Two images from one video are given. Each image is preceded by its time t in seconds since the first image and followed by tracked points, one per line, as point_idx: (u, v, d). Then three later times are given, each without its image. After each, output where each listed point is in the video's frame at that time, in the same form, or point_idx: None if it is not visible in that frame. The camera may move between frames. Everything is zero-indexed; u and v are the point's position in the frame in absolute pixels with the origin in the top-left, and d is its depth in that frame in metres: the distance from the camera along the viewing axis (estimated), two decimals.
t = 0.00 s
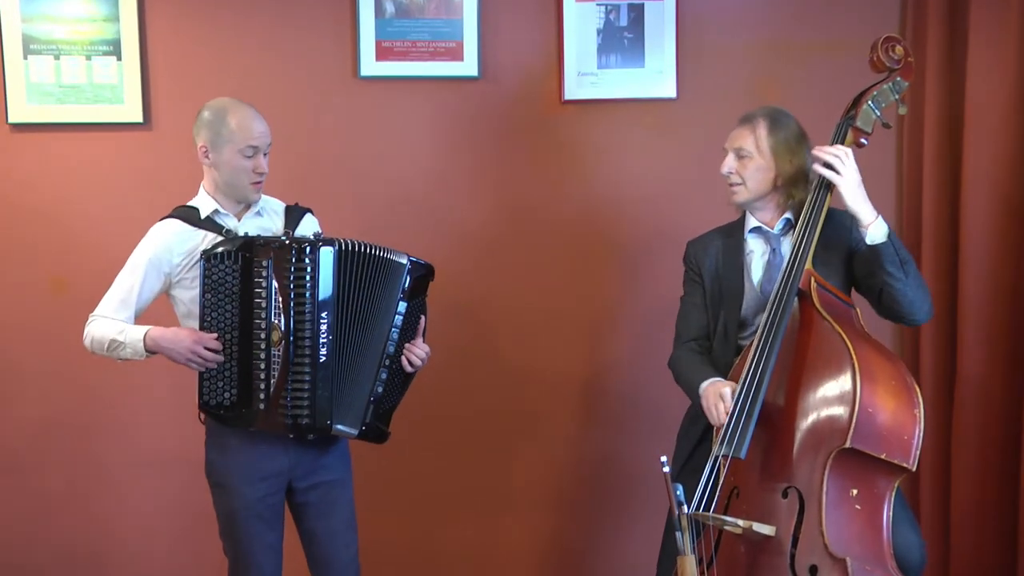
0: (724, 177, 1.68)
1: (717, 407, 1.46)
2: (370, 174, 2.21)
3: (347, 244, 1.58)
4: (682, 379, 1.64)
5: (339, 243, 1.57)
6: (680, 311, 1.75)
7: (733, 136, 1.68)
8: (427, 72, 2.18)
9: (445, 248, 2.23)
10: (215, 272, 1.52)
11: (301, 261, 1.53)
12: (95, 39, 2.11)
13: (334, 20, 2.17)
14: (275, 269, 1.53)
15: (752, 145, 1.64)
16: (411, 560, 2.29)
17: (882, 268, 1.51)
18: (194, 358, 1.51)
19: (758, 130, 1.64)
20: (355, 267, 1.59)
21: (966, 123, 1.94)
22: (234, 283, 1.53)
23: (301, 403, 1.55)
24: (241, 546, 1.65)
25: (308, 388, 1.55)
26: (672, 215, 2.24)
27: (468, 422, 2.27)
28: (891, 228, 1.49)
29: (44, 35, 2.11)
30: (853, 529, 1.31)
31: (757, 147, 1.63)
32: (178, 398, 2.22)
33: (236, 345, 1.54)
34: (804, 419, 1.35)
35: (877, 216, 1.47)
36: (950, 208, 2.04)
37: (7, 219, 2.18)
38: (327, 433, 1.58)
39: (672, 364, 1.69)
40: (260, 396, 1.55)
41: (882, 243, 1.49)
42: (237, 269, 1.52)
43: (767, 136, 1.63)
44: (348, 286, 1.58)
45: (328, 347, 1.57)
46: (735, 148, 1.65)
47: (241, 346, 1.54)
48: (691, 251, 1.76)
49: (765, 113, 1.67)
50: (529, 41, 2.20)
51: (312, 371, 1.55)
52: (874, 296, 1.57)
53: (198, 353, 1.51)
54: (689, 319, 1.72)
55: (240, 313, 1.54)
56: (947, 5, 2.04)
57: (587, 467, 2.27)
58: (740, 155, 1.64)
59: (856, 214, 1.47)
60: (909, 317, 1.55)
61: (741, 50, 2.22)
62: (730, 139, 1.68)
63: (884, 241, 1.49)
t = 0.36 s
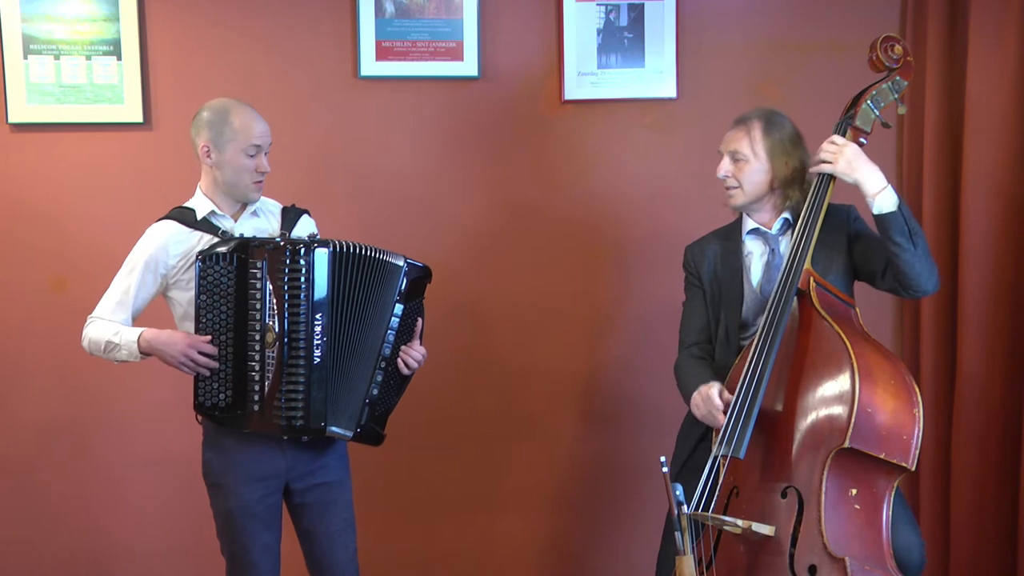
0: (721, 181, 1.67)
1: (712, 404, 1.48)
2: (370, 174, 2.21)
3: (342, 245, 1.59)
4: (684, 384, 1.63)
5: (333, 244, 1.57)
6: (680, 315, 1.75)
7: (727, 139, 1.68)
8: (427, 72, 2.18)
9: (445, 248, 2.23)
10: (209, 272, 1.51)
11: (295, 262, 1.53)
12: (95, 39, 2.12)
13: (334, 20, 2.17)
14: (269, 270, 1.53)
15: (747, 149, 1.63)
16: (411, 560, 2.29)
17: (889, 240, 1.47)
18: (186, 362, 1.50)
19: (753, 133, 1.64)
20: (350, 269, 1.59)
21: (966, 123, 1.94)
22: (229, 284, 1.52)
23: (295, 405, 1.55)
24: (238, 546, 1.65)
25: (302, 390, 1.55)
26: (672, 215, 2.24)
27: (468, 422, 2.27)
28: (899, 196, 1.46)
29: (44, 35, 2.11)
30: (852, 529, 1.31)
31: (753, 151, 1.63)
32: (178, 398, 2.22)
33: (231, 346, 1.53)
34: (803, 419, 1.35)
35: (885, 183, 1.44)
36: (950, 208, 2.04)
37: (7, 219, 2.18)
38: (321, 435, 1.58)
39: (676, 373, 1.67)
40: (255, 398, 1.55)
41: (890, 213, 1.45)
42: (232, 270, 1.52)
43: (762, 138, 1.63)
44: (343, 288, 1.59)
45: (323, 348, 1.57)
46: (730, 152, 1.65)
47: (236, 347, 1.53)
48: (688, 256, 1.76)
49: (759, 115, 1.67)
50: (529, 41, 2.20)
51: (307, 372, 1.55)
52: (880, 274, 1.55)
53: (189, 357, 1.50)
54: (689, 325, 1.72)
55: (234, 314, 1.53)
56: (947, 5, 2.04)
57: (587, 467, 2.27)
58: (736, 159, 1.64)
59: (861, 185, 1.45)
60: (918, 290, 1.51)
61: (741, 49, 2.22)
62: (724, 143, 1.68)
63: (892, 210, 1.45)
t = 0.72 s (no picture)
0: (720, 177, 1.67)
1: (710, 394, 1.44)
2: (370, 174, 2.21)
3: (333, 249, 1.58)
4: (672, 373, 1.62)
5: (324, 247, 1.57)
6: (672, 309, 1.75)
7: (727, 136, 1.68)
8: (426, 72, 2.18)
9: (445, 248, 2.23)
10: (202, 275, 1.51)
11: (286, 266, 1.53)
12: (95, 39, 2.12)
13: (333, 20, 2.17)
14: (261, 274, 1.53)
15: (747, 145, 1.64)
16: (411, 560, 2.29)
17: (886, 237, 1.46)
18: (178, 364, 1.51)
19: (754, 130, 1.64)
20: (341, 272, 1.59)
21: (966, 124, 1.94)
22: (221, 288, 1.52)
23: (286, 408, 1.55)
24: (233, 548, 1.65)
25: (294, 394, 1.55)
26: (672, 215, 2.24)
27: (468, 423, 2.27)
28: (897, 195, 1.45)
29: (44, 35, 2.11)
30: (851, 529, 1.31)
31: (754, 148, 1.63)
32: (179, 398, 2.22)
33: (224, 349, 1.54)
34: (803, 419, 1.35)
35: (884, 182, 1.44)
36: (950, 209, 2.04)
37: (7, 219, 2.18)
38: (313, 438, 1.58)
39: (661, 357, 1.66)
40: (247, 401, 1.55)
41: (890, 210, 1.45)
42: (225, 273, 1.52)
43: (763, 136, 1.64)
44: (334, 291, 1.59)
45: (315, 351, 1.57)
46: (730, 147, 1.65)
47: (229, 350, 1.54)
48: (687, 253, 1.75)
49: (760, 113, 1.68)
50: (529, 41, 2.20)
51: (299, 375, 1.55)
52: (879, 270, 1.55)
53: (181, 359, 1.50)
54: (681, 318, 1.72)
55: (226, 317, 1.53)
56: (948, 5, 2.04)
57: (587, 467, 2.27)
58: (736, 155, 1.64)
59: (859, 182, 1.45)
60: (917, 288, 1.50)
61: (741, 49, 2.22)
62: (725, 139, 1.68)
63: (891, 208, 1.44)
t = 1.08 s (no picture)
0: (710, 181, 1.68)
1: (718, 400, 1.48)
2: (370, 174, 2.21)
3: (327, 253, 1.57)
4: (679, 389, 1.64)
5: (318, 252, 1.56)
6: (676, 320, 1.75)
7: (716, 140, 1.68)
8: (427, 72, 2.17)
9: (446, 248, 2.23)
10: (199, 279, 1.51)
11: (280, 270, 1.53)
12: (95, 39, 2.11)
13: (333, 20, 2.17)
14: (255, 278, 1.52)
15: (736, 149, 1.64)
16: (411, 560, 2.29)
17: (882, 262, 1.49)
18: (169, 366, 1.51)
19: (742, 134, 1.65)
20: (336, 277, 1.59)
21: (966, 124, 1.95)
22: (218, 292, 1.52)
23: (279, 413, 1.54)
24: (231, 549, 1.65)
25: (287, 399, 1.55)
26: (672, 215, 2.24)
27: (469, 423, 2.27)
28: (892, 223, 1.48)
29: (44, 35, 2.11)
30: (855, 530, 1.31)
31: (742, 152, 1.64)
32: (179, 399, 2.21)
33: (218, 353, 1.53)
34: (807, 419, 1.35)
35: (878, 210, 1.46)
36: (950, 209, 2.04)
37: (6, 219, 2.17)
38: (306, 443, 1.58)
39: (671, 376, 1.68)
40: (241, 406, 1.55)
41: (885, 238, 1.48)
42: (221, 277, 1.52)
43: (751, 140, 1.64)
44: (328, 295, 1.58)
45: (307, 357, 1.56)
46: (720, 151, 1.66)
47: (223, 355, 1.54)
48: (681, 263, 1.76)
49: (748, 117, 1.69)
50: (529, 41, 2.20)
51: (291, 381, 1.54)
52: (871, 289, 1.58)
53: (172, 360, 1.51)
54: (684, 330, 1.73)
55: (222, 321, 1.53)
56: (947, 5, 2.05)
57: (587, 467, 2.28)
58: (725, 159, 1.65)
59: (856, 210, 1.46)
60: (910, 311, 1.54)
61: (741, 50, 2.22)
62: (714, 143, 1.69)
63: (885, 236, 1.47)
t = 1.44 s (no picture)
0: (711, 185, 1.67)
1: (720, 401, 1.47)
2: (370, 174, 2.21)
3: (326, 263, 1.55)
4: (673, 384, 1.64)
5: (316, 261, 1.54)
6: (670, 317, 1.75)
7: (719, 143, 1.67)
8: (427, 72, 2.17)
9: (446, 248, 2.23)
10: (201, 281, 1.52)
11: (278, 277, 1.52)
12: (95, 39, 2.11)
13: (333, 20, 2.17)
14: (256, 284, 1.52)
15: (739, 155, 1.63)
16: (411, 560, 2.29)
17: (876, 256, 1.49)
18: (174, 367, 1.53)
19: (745, 139, 1.64)
20: (334, 286, 1.57)
21: (966, 124, 1.95)
22: (220, 295, 1.53)
23: (273, 420, 1.55)
24: (229, 547, 1.66)
25: (281, 406, 1.54)
26: (672, 215, 2.24)
27: (469, 423, 2.27)
28: (890, 214, 1.48)
29: (44, 35, 2.11)
30: (853, 530, 1.31)
31: (745, 159, 1.63)
32: (179, 399, 2.21)
33: (219, 356, 1.55)
34: (807, 419, 1.35)
35: (878, 200, 1.46)
36: (950, 209, 2.04)
37: (6, 219, 2.17)
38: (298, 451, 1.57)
39: (662, 370, 1.69)
40: (238, 409, 1.56)
41: (882, 230, 1.47)
42: (223, 281, 1.52)
43: (754, 145, 1.64)
44: (326, 304, 1.56)
45: (304, 364, 1.55)
46: (721, 156, 1.65)
47: (224, 358, 1.55)
48: (680, 261, 1.76)
49: (749, 121, 1.68)
50: (529, 41, 2.20)
51: (286, 387, 1.54)
52: (866, 285, 1.57)
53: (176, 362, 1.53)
54: (678, 324, 1.73)
55: (223, 324, 1.54)
56: (947, 5, 2.05)
57: (587, 467, 2.28)
58: (727, 164, 1.64)
59: (854, 199, 1.46)
60: (902, 308, 1.53)
61: (741, 50, 2.22)
62: (716, 146, 1.67)
63: (882, 227, 1.47)
